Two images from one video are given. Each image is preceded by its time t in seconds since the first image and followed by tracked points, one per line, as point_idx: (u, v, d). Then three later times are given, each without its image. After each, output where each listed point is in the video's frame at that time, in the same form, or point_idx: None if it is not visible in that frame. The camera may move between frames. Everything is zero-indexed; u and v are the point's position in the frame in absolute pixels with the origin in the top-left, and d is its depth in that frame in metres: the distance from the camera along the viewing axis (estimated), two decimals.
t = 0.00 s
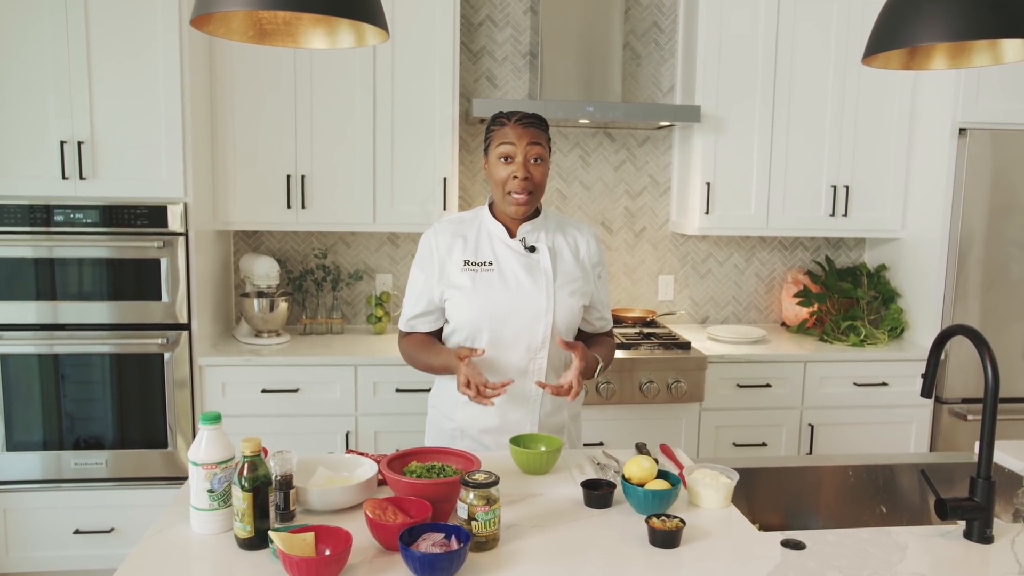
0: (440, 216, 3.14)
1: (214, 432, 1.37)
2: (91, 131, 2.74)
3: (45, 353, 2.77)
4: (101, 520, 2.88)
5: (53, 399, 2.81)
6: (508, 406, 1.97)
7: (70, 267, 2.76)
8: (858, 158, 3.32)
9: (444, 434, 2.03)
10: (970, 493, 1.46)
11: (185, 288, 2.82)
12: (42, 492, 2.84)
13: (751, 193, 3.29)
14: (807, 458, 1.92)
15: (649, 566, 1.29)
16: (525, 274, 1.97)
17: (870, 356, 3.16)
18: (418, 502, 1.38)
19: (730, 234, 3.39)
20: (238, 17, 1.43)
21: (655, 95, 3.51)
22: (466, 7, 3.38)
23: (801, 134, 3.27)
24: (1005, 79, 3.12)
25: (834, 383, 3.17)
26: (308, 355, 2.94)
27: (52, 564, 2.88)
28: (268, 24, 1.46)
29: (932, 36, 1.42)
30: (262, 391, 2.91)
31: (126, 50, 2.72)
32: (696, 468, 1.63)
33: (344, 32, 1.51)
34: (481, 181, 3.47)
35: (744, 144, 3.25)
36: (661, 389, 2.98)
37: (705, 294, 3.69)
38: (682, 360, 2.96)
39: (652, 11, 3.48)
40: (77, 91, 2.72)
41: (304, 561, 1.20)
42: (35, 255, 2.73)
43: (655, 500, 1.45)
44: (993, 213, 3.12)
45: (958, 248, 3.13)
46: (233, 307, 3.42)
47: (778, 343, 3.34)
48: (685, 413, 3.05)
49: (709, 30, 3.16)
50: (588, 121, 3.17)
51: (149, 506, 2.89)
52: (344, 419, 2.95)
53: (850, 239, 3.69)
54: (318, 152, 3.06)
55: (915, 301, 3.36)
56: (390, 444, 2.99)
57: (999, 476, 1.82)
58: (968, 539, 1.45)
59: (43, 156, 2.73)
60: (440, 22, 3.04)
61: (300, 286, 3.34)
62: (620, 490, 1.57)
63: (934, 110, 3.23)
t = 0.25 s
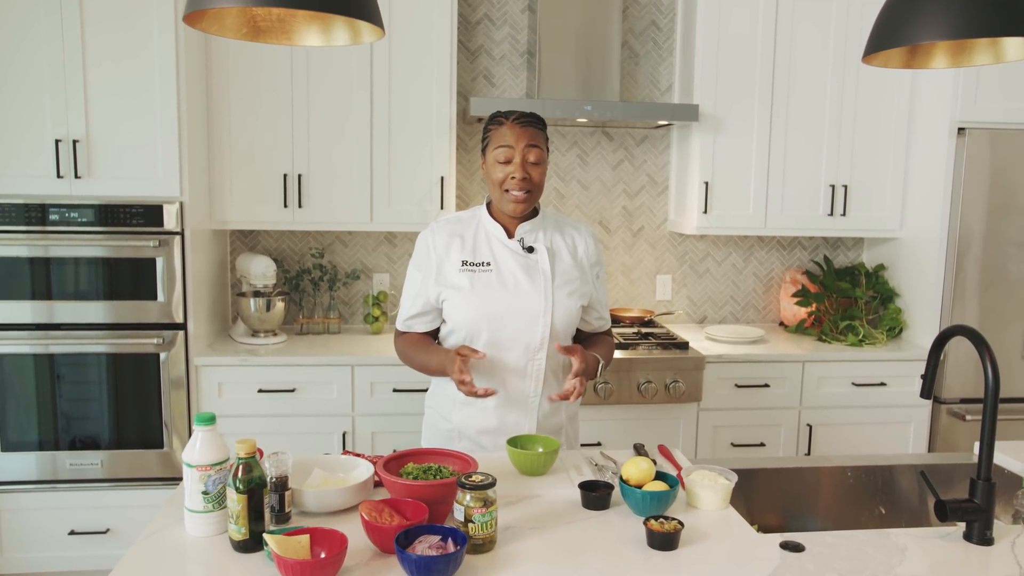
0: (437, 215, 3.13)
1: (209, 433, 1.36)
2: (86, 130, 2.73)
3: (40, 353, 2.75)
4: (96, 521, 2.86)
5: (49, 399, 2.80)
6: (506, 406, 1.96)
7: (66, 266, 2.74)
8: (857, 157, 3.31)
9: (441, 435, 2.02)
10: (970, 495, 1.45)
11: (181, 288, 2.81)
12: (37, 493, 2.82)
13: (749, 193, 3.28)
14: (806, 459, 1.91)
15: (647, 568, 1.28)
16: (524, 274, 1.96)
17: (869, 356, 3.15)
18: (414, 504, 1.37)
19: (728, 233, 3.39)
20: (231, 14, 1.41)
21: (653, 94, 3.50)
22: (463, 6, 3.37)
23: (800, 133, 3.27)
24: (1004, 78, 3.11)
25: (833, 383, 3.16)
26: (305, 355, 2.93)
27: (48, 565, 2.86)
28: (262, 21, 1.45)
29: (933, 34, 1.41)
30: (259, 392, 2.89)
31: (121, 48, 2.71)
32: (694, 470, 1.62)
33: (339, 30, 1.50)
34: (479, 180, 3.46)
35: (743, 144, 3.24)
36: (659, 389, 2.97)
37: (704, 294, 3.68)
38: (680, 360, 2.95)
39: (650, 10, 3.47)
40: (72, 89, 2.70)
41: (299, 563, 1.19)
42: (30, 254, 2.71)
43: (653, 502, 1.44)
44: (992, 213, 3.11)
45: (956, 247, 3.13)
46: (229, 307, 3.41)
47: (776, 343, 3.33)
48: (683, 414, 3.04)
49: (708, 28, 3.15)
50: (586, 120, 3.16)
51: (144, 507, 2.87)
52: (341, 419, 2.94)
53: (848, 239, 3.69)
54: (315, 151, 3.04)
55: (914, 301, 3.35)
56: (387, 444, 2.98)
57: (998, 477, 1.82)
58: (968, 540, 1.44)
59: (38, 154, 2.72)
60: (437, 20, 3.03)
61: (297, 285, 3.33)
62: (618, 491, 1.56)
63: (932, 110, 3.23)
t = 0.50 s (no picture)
0: (431, 214, 3.11)
1: (199, 435, 1.34)
2: (77, 129, 2.71)
3: (32, 354, 2.73)
4: (88, 523, 2.84)
5: (40, 401, 2.78)
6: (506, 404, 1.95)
7: (58, 267, 2.72)
8: (851, 155, 3.31)
9: (437, 435, 1.99)
10: (966, 494, 1.44)
11: (173, 288, 2.79)
12: (29, 495, 2.80)
13: (744, 191, 3.27)
14: (801, 458, 1.91)
15: (642, 569, 1.27)
16: (519, 272, 1.95)
17: (864, 354, 3.15)
18: (408, 505, 1.36)
19: (723, 232, 3.38)
20: (220, 11, 1.40)
21: (648, 92, 3.49)
22: (457, 4, 3.35)
23: (794, 132, 3.26)
24: (998, 75, 3.11)
25: (828, 381, 3.16)
26: (298, 355, 2.91)
27: (40, 568, 2.84)
28: (251, 18, 1.43)
29: (929, 30, 1.40)
30: (252, 392, 2.88)
31: (112, 46, 2.68)
32: (689, 469, 1.61)
33: (330, 27, 1.48)
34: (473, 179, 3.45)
35: (737, 142, 3.24)
36: (655, 388, 2.96)
37: (699, 292, 3.67)
38: (676, 359, 2.94)
39: (645, 8, 3.46)
40: (62, 88, 2.68)
41: (291, 567, 1.17)
42: (20, 255, 2.69)
43: (648, 502, 1.43)
44: (986, 211, 3.11)
45: (951, 245, 3.13)
46: (222, 307, 3.39)
47: (771, 341, 3.33)
48: (679, 412, 3.03)
49: (702, 26, 3.14)
50: (581, 119, 3.15)
51: (137, 509, 2.85)
52: (335, 420, 2.92)
53: (843, 237, 3.69)
54: (308, 150, 3.03)
55: (908, 299, 3.35)
56: (381, 445, 2.96)
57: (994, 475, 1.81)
58: (964, 539, 1.43)
59: (28, 154, 2.69)
60: (431, 18, 3.01)
61: (290, 285, 3.31)
62: (613, 492, 1.55)
63: (927, 108, 3.22)
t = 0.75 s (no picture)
0: (422, 216, 3.10)
1: (187, 440, 1.33)
2: (65, 132, 2.68)
3: (20, 359, 2.71)
4: (78, 529, 2.81)
5: (29, 406, 2.75)
6: (497, 406, 1.94)
7: (46, 271, 2.70)
8: (842, 156, 3.31)
9: (430, 438, 1.99)
10: (959, 494, 1.44)
11: (163, 292, 2.77)
12: (17, 501, 2.77)
13: (736, 192, 3.27)
14: (794, 459, 1.90)
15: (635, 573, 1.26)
16: (511, 271, 1.94)
17: (856, 354, 3.15)
18: (398, 510, 1.35)
19: (714, 232, 3.38)
20: (205, 11, 1.38)
21: (639, 93, 3.49)
22: (448, 5, 3.34)
23: (785, 133, 3.26)
24: (987, 76, 3.12)
25: (821, 382, 3.16)
26: (289, 359, 2.90)
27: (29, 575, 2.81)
28: (236, 19, 1.42)
29: (920, 29, 1.40)
30: (243, 396, 2.86)
31: (100, 48, 2.66)
32: (682, 472, 1.61)
33: (316, 27, 1.47)
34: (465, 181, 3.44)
35: (728, 143, 3.24)
36: (647, 389, 2.95)
37: (691, 293, 3.67)
38: (668, 360, 2.94)
39: (635, 9, 3.46)
40: (50, 91, 2.66)
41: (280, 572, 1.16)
42: (8, 259, 2.67)
43: (641, 505, 1.42)
44: (977, 212, 3.12)
45: (942, 246, 3.13)
46: (213, 310, 3.36)
47: (764, 342, 3.33)
48: (672, 414, 3.03)
49: (693, 27, 3.14)
50: (572, 120, 3.14)
51: (127, 515, 2.82)
52: (327, 423, 2.90)
53: (834, 237, 3.69)
54: (298, 152, 3.01)
55: (900, 299, 3.36)
56: (373, 448, 2.95)
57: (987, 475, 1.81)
58: (957, 540, 1.43)
59: (15, 157, 2.67)
60: (421, 19, 3.00)
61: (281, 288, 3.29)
62: (605, 495, 1.54)
63: (917, 108, 3.23)
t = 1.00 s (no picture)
0: (421, 216, 3.09)
1: (184, 442, 1.32)
2: (63, 132, 2.68)
3: (18, 360, 2.70)
4: (76, 530, 2.80)
5: (27, 407, 2.74)
6: (495, 409, 1.93)
7: (44, 271, 2.69)
8: (842, 156, 3.31)
9: (428, 440, 1.98)
10: (960, 496, 1.43)
11: (161, 292, 2.76)
12: (15, 503, 2.76)
13: (735, 192, 3.27)
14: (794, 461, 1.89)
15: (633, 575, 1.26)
16: (510, 275, 1.93)
17: (856, 355, 3.15)
18: (396, 512, 1.34)
19: (714, 233, 3.37)
20: (199, 10, 1.38)
21: (638, 93, 3.49)
22: (446, 6, 3.34)
23: (785, 132, 3.26)
24: (987, 75, 3.12)
25: (820, 383, 3.15)
26: (288, 359, 2.89)
27: None
28: (232, 17, 1.42)
29: (920, 29, 1.39)
30: (241, 397, 2.85)
31: (97, 48, 2.66)
32: (681, 473, 1.60)
33: (312, 26, 1.46)
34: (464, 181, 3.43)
35: (728, 143, 3.23)
36: (647, 390, 2.94)
37: (690, 294, 3.67)
38: (668, 361, 2.93)
39: (634, 9, 3.45)
40: (47, 91, 2.65)
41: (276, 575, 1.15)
42: (6, 260, 2.66)
43: (640, 507, 1.41)
44: (977, 212, 3.11)
45: (942, 246, 3.13)
46: (211, 311, 3.36)
47: (763, 343, 3.32)
48: (671, 415, 3.02)
49: (692, 27, 3.14)
50: (571, 120, 3.14)
51: (125, 516, 2.81)
52: (325, 424, 2.90)
53: (834, 238, 3.69)
54: (296, 152, 3.01)
55: (900, 300, 3.35)
56: (372, 449, 2.94)
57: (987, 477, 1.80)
58: (958, 543, 1.42)
59: (13, 157, 2.66)
60: (420, 18, 3.00)
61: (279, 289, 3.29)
62: (604, 497, 1.53)
63: (916, 108, 3.23)
